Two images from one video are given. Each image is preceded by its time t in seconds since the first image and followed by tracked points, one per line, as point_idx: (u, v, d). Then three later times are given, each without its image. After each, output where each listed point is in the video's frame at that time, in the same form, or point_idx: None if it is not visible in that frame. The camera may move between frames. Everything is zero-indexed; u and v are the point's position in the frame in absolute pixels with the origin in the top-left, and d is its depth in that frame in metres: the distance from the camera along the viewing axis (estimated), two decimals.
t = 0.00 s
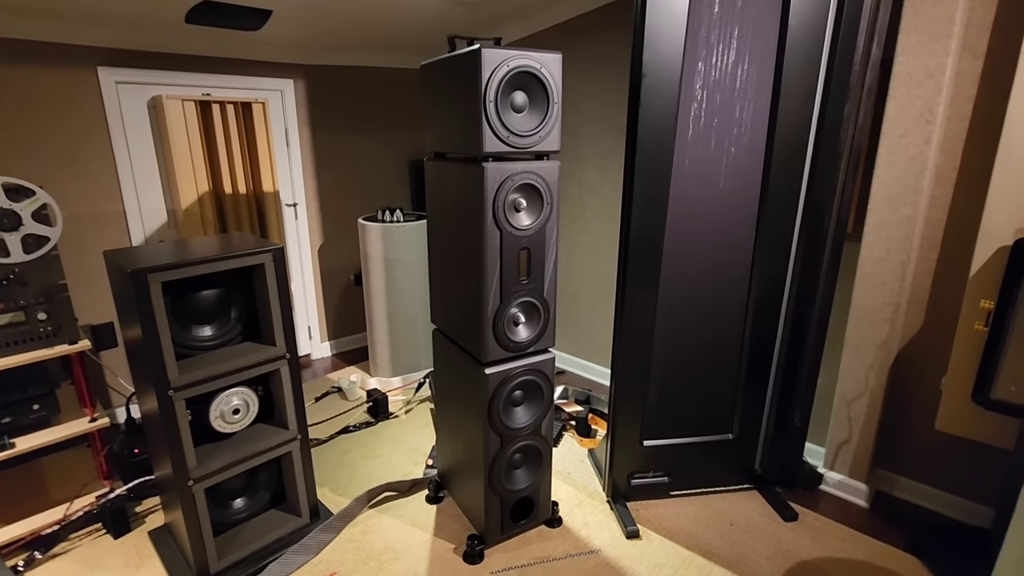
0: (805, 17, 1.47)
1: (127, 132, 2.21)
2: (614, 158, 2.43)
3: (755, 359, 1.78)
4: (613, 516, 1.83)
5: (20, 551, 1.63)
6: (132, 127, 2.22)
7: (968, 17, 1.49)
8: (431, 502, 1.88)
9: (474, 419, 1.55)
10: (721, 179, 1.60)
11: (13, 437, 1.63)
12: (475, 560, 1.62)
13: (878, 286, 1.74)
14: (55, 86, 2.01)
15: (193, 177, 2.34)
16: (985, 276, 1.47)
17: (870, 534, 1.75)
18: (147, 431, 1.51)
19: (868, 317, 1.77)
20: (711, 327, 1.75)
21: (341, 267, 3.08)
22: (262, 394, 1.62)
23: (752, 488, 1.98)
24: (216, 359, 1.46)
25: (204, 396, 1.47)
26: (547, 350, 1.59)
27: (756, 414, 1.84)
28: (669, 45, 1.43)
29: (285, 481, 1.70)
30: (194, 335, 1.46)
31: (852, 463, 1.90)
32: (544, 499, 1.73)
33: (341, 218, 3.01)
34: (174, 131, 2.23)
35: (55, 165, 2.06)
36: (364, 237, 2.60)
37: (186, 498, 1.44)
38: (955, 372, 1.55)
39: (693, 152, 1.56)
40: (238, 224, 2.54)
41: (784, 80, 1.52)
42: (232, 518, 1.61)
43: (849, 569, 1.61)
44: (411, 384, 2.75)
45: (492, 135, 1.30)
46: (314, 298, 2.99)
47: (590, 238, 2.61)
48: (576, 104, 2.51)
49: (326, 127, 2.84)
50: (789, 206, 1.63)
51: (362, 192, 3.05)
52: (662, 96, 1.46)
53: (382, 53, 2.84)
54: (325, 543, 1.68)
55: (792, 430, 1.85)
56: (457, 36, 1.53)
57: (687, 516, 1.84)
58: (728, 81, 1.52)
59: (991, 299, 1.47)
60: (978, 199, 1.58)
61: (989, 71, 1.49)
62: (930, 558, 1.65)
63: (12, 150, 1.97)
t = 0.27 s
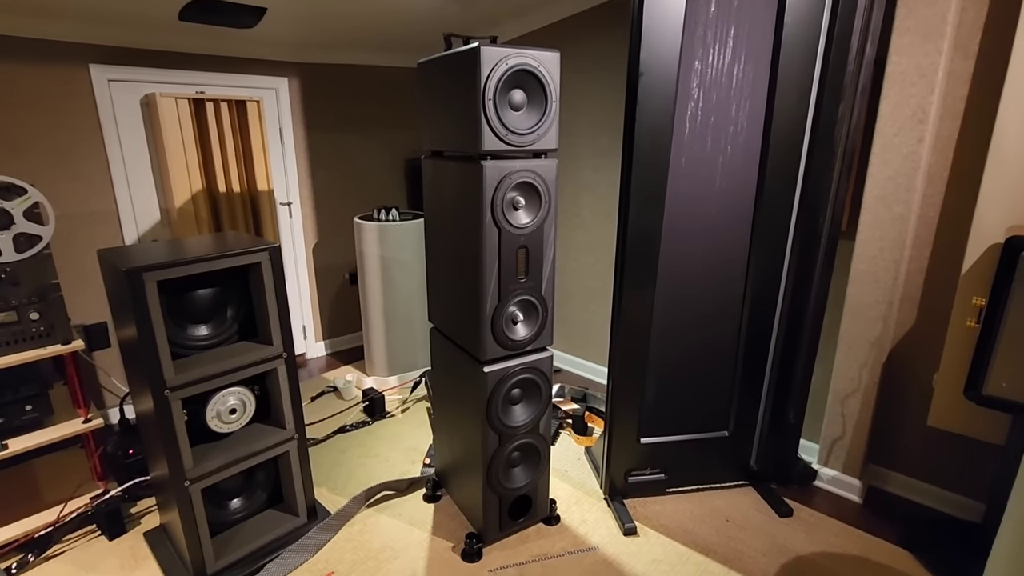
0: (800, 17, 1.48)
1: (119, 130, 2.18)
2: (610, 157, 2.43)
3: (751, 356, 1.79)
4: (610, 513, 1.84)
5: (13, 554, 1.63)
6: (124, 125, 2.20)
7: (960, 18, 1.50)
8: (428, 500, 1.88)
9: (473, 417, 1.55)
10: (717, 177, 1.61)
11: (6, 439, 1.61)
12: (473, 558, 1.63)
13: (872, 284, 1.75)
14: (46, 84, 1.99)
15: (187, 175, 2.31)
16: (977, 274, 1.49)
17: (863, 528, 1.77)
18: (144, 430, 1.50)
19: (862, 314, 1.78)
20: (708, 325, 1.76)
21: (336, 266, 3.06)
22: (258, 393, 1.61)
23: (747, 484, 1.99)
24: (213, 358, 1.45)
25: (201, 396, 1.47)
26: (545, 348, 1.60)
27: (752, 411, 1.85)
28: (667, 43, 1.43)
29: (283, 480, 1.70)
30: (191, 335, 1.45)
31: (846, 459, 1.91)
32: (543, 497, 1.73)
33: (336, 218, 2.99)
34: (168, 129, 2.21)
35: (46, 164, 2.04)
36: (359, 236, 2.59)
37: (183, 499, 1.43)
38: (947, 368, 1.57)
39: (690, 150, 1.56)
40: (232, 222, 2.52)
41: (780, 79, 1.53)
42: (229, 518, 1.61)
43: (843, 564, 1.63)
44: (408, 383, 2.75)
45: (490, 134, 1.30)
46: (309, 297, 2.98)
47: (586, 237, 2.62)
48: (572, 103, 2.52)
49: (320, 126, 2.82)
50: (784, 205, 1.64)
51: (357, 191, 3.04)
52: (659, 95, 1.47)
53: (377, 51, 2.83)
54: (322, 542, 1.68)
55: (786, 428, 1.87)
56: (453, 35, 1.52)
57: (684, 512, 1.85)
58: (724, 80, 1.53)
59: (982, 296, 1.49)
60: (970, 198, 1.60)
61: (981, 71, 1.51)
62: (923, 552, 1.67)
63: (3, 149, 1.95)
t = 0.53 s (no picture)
0: (799, 18, 1.49)
1: (114, 130, 2.16)
2: (608, 157, 2.44)
3: (751, 354, 1.81)
4: (613, 510, 1.85)
5: (12, 559, 1.61)
6: (118, 125, 2.17)
7: (955, 19, 1.53)
8: (431, 500, 1.89)
9: (477, 417, 1.56)
10: (718, 176, 1.62)
11: (3, 443, 1.59)
12: (478, 557, 1.63)
13: (869, 281, 1.78)
14: (39, 83, 1.97)
15: (182, 176, 2.28)
16: (973, 271, 1.51)
17: (862, 522, 1.80)
18: (145, 433, 1.49)
19: (860, 311, 1.81)
20: (709, 323, 1.77)
21: (333, 266, 3.05)
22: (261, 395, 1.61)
23: (747, 480, 2.01)
24: (215, 360, 1.44)
25: (204, 398, 1.46)
26: (549, 347, 1.60)
27: (752, 408, 1.87)
28: (669, 43, 1.44)
29: (285, 482, 1.69)
30: (193, 336, 1.44)
31: (843, 455, 1.94)
32: (546, 495, 1.74)
33: (332, 217, 2.98)
34: (163, 129, 2.18)
35: (39, 164, 2.01)
36: (357, 236, 2.59)
37: (186, 502, 1.42)
38: (943, 364, 1.60)
39: (691, 150, 1.58)
40: (229, 222, 2.49)
41: (780, 79, 1.55)
42: (232, 520, 1.60)
43: (842, 557, 1.65)
44: (406, 383, 2.74)
45: (495, 134, 1.30)
46: (305, 297, 2.96)
47: (584, 236, 2.63)
48: (569, 102, 2.52)
49: (316, 125, 2.81)
50: (784, 203, 1.66)
51: (354, 191, 3.03)
52: (661, 95, 1.48)
53: (372, 50, 2.82)
54: (326, 544, 1.68)
55: (784, 424, 1.91)
56: (451, 35, 1.55)
57: (685, 509, 1.86)
58: (725, 80, 1.54)
59: (978, 293, 1.51)
60: (965, 196, 1.62)
61: (975, 71, 1.54)
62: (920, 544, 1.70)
63: None
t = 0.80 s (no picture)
0: (803, 18, 1.52)
1: (113, 130, 2.14)
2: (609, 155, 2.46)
3: (755, 350, 1.84)
4: (619, 506, 1.87)
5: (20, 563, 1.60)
6: (118, 124, 2.15)
7: (953, 20, 1.56)
8: (439, 498, 1.89)
9: (487, 414, 1.57)
10: (723, 175, 1.65)
11: (9, 446, 1.58)
12: (488, 554, 1.64)
13: (869, 277, 1.81)
14: (38, 83, 1.94)
15: (183, 176, 2.25)
16: (972, 267, 1.54)
17: (863, 514, 1.83)
18: (156, 435, 1.49)
19: (861, 307, 1.84)
20: (713, 320, 1.80)
21: (332, 266, 3.04)
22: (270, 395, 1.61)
23: (750, 474, 2.04)
24: (226, 361, 1.44)
25: (214, 399, 1.45)
26: (558, 345, 1.62)
27: (755, 403, 1.90)
28: (676, 43, 1.46)
29: (295, 482, 1.69)
30: (203, 337, 1.44)
31: (844, 448, 1.97)
32: (554, 491, 1.76)
33: (332, 217, 2.97)
34: (163, 129, 2.14)
35: (39, 165, 1.99)
36: (359, 235, 2.58)
37: (199, 502, 1.42)
38: (942, 357, 1.63)
39: (697, 148, 1.60)
40: (229, 223, 2.47)
41: (784, 79, 1.57)
42: (242, 520, 1.60)
43: (846, 548, 1.68)
44: (409, 382, 2.74)
45: (507, 133, 1.32)
46: (306, 297, 2.95)
47: (584, 234, 2.65)
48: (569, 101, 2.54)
49: (316, 125, 2.80)
50: (787, 201, 1.69)
51: (353, 190, 3.02)
52: (668, 94, 1.50)
53: (371, 49, 2.82)
54: (336, 543, 1.68)
55: (789, 420, 1.93)
56: (453, 35, 1.65)
57: (690, 503, 1.89)
58: (730, 79, 1.56)
59: (977, 288, 1.54)
60: (963, 193, 1.66)
61: (973, 71, 1.57)
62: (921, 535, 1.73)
63: None
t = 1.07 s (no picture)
0: (805, 18, 1.55)
1: (113, 129, 2.12)
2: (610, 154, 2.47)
3: (758, 345, 1.86)
4: (625, 501, 1.89)
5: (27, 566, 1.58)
6: (118, 124, 2.13)
7: (951, 19, 1.59)
8: (445, 495, 1.90)
9: (496, 411, 1.57)
10: (727, 172, 1.67)
11: (14, 448, 1.57)
12: (497, 550, 1.65)
13: (870, 272, 1.83)
14: (38, 82, 1.93)
15: (184, 175, 2.23)
16: (971, 262, 1.57)
17: (866, 506, 1.86)
18: (164, 434, 1.48)
19: (861, 302, 1.86)
20: (717, 316, 1.82)
21: (332, 266, 3.04)
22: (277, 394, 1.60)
23: (752, 469, 2.06)
24: (235, 360, 1.44)
25: (223, 398, 1.45)
26: (565, 341, 1.63)
27: (758, 398, 1.92)
28: (682, 42, 1.48)
29: (302, 481, 1.69)
30: (212, 336, 1.44)
31: (845, 442, 2.00)
32: (562, 487, 1.77)
33: (331, 216, 2.97)
34: (163, 128, 2.12)
35: (38, 164, 1.97)
36: (360, 234, 2.58)
37: (209, 501, 1.41)
38: (942, 351, 1.66)
39: (702, 146, 1.62)
40: (229, 223, 2.46)
41: (787, 77, 1.60)
42: (251, 520, 1.59)
43: (850, 540, 1.71)
44: (411, 381, 2.74)
45: (517, 131, 1.33)
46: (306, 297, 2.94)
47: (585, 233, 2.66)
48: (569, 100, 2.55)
49: (316, 124, 2.80)
50: (790, 198, 1.71)
51: (352, 190, 3.02)
52: (674, 92, 1.51)
53: (370, 48, 2.82)
54: (344, 541, 1.68)
55: (792, 415, 1.96)
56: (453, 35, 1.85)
57: (695, 498, 1.91)
58: (735, 77, 1.58)
59: (976, 282, 1.57)
60: (961, 190, 1.69)
61: (970, 69, 1.60)
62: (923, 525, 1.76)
63: None
